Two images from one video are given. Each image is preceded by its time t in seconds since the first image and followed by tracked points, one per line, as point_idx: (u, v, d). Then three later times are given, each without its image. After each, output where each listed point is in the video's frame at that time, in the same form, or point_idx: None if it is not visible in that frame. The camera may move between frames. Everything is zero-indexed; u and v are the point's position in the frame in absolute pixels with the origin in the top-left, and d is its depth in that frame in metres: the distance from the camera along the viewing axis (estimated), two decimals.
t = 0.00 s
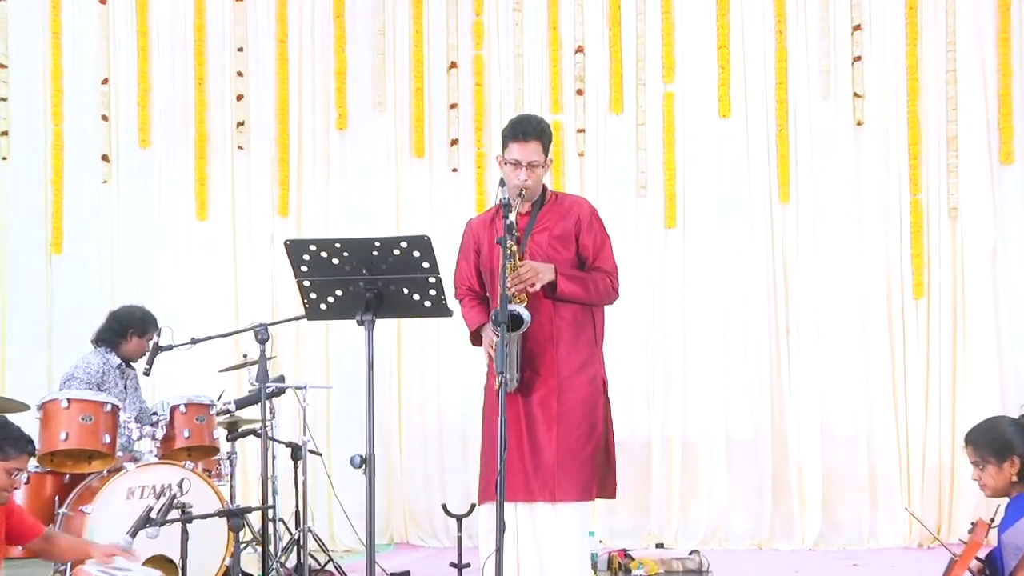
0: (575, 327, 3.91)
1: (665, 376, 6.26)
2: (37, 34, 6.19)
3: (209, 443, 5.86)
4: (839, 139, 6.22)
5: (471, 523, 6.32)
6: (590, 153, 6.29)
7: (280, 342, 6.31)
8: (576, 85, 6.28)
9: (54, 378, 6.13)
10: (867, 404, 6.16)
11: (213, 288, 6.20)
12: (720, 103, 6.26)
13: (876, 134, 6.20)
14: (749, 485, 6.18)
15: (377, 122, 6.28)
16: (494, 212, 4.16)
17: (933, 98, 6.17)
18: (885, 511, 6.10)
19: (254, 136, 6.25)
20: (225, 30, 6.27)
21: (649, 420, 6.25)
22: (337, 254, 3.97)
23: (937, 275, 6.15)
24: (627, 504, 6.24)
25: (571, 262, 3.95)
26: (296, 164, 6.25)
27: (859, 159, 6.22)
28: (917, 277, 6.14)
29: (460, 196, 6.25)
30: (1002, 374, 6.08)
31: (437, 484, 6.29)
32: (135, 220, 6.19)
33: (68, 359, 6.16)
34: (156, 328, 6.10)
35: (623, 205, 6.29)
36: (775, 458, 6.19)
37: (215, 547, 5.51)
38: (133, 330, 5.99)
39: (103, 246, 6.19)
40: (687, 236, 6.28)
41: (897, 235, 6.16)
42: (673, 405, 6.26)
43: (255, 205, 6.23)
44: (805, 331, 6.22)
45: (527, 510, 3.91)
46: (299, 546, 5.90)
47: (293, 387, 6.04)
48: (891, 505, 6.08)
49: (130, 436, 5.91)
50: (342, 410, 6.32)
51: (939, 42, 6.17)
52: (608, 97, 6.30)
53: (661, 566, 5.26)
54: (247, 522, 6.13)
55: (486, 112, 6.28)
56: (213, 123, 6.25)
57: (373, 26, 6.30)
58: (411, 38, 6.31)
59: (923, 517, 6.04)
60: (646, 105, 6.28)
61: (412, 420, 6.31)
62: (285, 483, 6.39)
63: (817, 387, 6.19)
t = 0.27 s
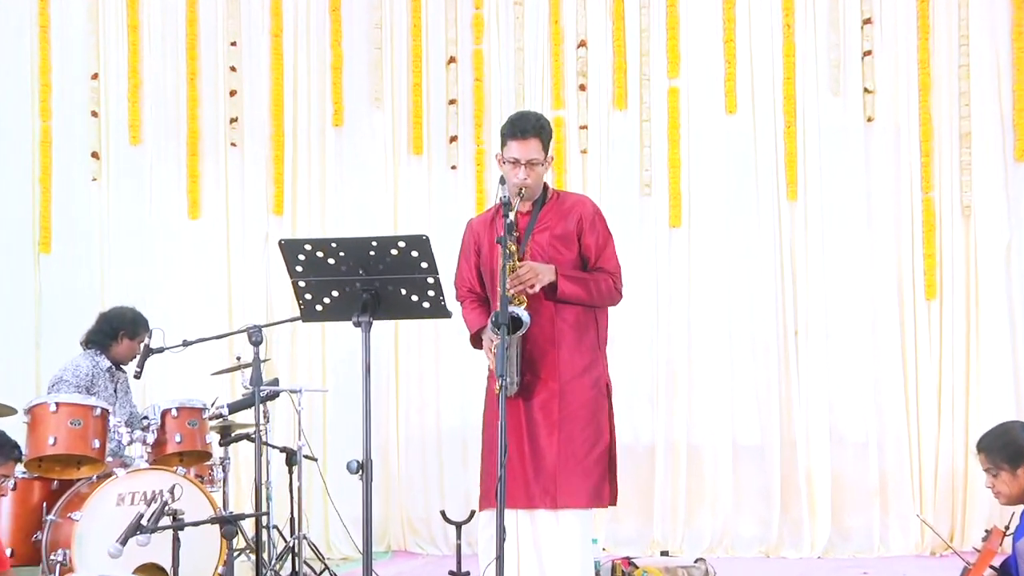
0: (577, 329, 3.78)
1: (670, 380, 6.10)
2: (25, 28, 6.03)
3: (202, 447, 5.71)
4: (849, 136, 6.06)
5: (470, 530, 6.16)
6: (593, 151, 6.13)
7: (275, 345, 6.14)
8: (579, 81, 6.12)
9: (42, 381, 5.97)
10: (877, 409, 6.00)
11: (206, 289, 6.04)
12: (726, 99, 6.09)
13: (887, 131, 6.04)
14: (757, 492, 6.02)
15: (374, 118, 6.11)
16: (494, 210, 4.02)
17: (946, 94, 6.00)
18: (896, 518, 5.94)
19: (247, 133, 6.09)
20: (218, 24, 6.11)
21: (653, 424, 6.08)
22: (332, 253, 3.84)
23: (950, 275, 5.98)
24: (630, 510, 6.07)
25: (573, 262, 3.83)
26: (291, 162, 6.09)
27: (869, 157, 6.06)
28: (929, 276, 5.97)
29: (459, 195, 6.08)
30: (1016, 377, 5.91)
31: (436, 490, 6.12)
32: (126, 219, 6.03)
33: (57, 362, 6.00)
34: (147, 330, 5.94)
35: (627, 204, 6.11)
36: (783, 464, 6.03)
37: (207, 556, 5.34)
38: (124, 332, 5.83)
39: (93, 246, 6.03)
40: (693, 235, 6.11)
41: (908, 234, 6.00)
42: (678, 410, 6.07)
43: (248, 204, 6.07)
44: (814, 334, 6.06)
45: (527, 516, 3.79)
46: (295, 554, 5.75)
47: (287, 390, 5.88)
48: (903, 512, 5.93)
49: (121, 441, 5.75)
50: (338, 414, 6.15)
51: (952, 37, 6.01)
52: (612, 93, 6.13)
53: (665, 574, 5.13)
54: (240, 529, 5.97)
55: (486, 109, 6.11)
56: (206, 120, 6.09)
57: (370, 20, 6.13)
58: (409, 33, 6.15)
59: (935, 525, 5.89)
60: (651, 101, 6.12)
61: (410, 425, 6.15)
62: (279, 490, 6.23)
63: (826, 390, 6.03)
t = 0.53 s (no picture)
0: (578, 333, 3.63)
1: (674, 384, 5.93)
2: (10, 21, 5.85)
3: (192, 453, 5.53)
4: (859, 133, 5.88)
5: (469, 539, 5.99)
6: (595, 148, 5.95)
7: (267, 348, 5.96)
8: (580, 76, 5.93)
9: (27, 386, 5.79)
10: (888, 414, 5.83)
11: (196, 290, 5.86)
12: (732, 95, 5.91)
13: (898, 128, 5.86)
14: (764, 500, 5.85)
15: (370, 114, 5.93)
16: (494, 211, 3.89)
17: (959, 89, 5.83)
18: (908, 527, 5.78)
19: (239, 130, 5.91)
20: (209, 17, 5.93)
21: (657, 430, 5.91)
22: (329, 254, 3.85)
23: (963, 276, 5.81)
24: (634, 519, 5.90)
25: (573, 265, 3.69)
26: (284, 159, 5.91)
27: (880, 154, 5.88)
28: (940, 278, 5.80)
29: (458, 194, 5.91)
30: None
31: (433, 497, 5.94)
32: (114, 219, 5.85)
33: (42, 365, 5.82)
34: (135, 332, 5.76)
35: (630, 202, 5.94)
36: (792, 470, 5.85)
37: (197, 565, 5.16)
38: (112, 335, 5.65)
39: (80, 246, 5.85)
40: (698, 235, 5.94)
41: (920, 234, 5.83)
42: (683, 412, 5.92)
43: (240, 203, 5.89)
44: (823, 336, 5.89)
45: (525, 526, 3.64)
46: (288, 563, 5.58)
47: (280, 395, 5.71)
48: (914, 520, 5.76)
49: (109, 447, 5.57)
50: (333, 420, 5.97)
51: (965, 30, 5.84)
52: (614, 88, 5.96)
53: None
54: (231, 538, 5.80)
55: (485, 104, 5.94)
56: (196, 116, 5.91)
57: (366, 13, 5.96)
58: (406, 26, 5.97)
59: (948, 534, 5.74)
60: (655, 97, 5.94)
61: (407, 430, 5.97)
62: (272, 497, 6.06)
63: (835, 395, 5.86)
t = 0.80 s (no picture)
0: (578, 336, 3.55)
1: (678, 389, 5.77)
2: None
3: (184, 461, 5.38)
4: (868, 132, 5.73)
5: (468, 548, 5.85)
6: (597, 147, 5.80)
7: (261, 352, 5.81)
8: (582, 74, 5.78)
9: (14, 392, 5.63)
10: (897, 420, 5.69)
11: (188, 293, 5.71)
12: (738, 92, 5.76)
13: (908, 127, 5.72)
14: (771, 508, 5.72)
15: (366, 113, 5.78)
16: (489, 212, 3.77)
17: (970, 87, 5.69)
18: (918, 536, 5.65)
19: (232, 129, 5.75)
20: (201, 13, 5.77)
21: (661, 437, 5.76)
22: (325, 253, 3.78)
23: (975, 279, 5.67)
24: (637, 527, 5.75)
25: (572, 266, 3.62)
26: (278, 159, 5.76)
27: (889, 154, 5.73)
28: (952, 280, 5.66)
29: (457, 194, 5.76)
30: None
31: (431, 506, 5.80)
32: (103, 220, 5.70)
33: (29, 371, 5.67)
34: (125, 336, 5.60)
35: (633, 203, 5.79)
36: (799, 478, 5.71)
37: None
38: (102, 339, 5.50)
39: (69, 248, 5.70)
40: (703, 236, 5.79)
41: (932, 235, 5.68)
42: (689, 418, 5.76)
43: (233, 204, 5.74)
44: (831, 341, 5.74)
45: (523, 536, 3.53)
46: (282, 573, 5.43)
47: (274, 401, 5.56)
48: (925, 529, 5.63)
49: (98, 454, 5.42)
50: (328, 426, 5.80)
51: (977, 27, 5.70)
52: (617, 86, 5.80)
53: None
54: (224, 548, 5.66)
55: (484, 103, 5.79)
56: (188, 115, 5.76)
57: (362, 9, 5.80)
58: (404, 23, 5.82)
59: (959, 544, 5.61)
60: (658, 95, 5.79)
61: (404, 437, 5.82)
62: (266, 505, 5.91)
63: (844, 401, 5.72)
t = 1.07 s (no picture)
0: (577, 340, 3.56)
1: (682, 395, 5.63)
2: None
3: (175, 470, 5.24)
4: (877, 132, 5.59)
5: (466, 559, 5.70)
6: (599, 148, 5.65)
7: (254, 358, 5.66)
8: (584, 72, 5.63)
9: None
10: (907, 427, 5.55)
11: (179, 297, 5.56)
12: (743, 91, 5.62)
13: (918, 126, 5.57)
14: (777, 518, 5.57)
15: (362, 112, 5.64)
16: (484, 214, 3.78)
17: (982, 86, 5.54)
18: (929, 547, 5.50)
19: (225, 129, 5.61)
20: (193, 10, 5.63)
21: (664, 445, 5.61)
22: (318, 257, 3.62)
23: (987, 283, 5.53)
24: (640, 537, 5.60)
25: (573, 267, 3.61)
26: (272, 160, 5.62)
27: (899, 154, 5.60)
28: (963, 284, 5.53)
29: (455, 196, 5.62)
30: None
31: (429, 515, 5.66)
32: (92, 222, 5.56)
33: (16, 377, 5.52)
34: (115, 342, 5.46)
35: (636, 204, 5.65)
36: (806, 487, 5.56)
37: None
38: (91, 344, 5.36)
39: (57, 251, 5.56)
40: (708, 238, 5.64)
41: (942, 238, 5.54)
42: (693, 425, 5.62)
43: (226, 205, 5.59)
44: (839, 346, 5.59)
45: (522, 545, 3.51)
46: None
47: (268, 408, 5.42)
48: (935, 539, 5.48)
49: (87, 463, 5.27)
50: (323, 434, 5.65)
51: (989, 24, 5.56)
52: (619, 85, 5.66)
53: None
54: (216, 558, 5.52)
55: (483, 102, 5.64)
56: (179, 114, 5.61)
57: (357, 5, 5.65)
58: (401, 19, 5.67)
59: (971, 555, 5.46)
60: (662, 94, 5.64)
61: (401, 444, 5.66)
62: (260, 515, 5.76)
63: (852, 407, 5.57)
